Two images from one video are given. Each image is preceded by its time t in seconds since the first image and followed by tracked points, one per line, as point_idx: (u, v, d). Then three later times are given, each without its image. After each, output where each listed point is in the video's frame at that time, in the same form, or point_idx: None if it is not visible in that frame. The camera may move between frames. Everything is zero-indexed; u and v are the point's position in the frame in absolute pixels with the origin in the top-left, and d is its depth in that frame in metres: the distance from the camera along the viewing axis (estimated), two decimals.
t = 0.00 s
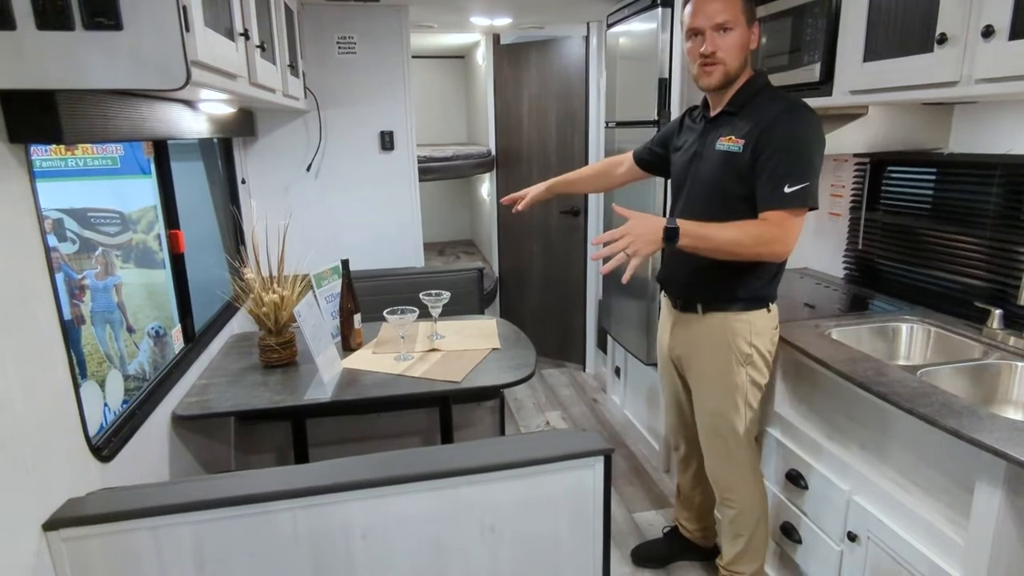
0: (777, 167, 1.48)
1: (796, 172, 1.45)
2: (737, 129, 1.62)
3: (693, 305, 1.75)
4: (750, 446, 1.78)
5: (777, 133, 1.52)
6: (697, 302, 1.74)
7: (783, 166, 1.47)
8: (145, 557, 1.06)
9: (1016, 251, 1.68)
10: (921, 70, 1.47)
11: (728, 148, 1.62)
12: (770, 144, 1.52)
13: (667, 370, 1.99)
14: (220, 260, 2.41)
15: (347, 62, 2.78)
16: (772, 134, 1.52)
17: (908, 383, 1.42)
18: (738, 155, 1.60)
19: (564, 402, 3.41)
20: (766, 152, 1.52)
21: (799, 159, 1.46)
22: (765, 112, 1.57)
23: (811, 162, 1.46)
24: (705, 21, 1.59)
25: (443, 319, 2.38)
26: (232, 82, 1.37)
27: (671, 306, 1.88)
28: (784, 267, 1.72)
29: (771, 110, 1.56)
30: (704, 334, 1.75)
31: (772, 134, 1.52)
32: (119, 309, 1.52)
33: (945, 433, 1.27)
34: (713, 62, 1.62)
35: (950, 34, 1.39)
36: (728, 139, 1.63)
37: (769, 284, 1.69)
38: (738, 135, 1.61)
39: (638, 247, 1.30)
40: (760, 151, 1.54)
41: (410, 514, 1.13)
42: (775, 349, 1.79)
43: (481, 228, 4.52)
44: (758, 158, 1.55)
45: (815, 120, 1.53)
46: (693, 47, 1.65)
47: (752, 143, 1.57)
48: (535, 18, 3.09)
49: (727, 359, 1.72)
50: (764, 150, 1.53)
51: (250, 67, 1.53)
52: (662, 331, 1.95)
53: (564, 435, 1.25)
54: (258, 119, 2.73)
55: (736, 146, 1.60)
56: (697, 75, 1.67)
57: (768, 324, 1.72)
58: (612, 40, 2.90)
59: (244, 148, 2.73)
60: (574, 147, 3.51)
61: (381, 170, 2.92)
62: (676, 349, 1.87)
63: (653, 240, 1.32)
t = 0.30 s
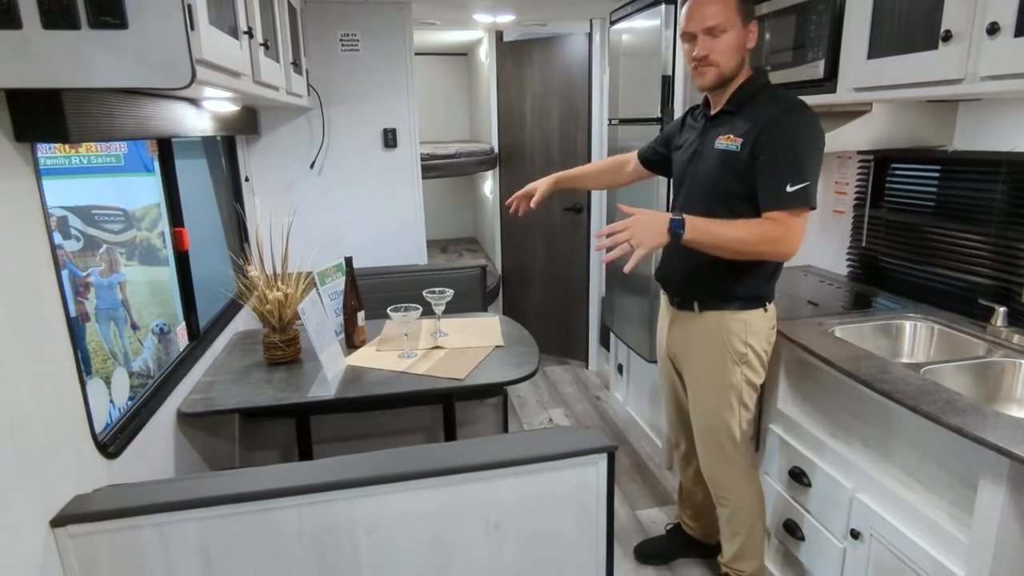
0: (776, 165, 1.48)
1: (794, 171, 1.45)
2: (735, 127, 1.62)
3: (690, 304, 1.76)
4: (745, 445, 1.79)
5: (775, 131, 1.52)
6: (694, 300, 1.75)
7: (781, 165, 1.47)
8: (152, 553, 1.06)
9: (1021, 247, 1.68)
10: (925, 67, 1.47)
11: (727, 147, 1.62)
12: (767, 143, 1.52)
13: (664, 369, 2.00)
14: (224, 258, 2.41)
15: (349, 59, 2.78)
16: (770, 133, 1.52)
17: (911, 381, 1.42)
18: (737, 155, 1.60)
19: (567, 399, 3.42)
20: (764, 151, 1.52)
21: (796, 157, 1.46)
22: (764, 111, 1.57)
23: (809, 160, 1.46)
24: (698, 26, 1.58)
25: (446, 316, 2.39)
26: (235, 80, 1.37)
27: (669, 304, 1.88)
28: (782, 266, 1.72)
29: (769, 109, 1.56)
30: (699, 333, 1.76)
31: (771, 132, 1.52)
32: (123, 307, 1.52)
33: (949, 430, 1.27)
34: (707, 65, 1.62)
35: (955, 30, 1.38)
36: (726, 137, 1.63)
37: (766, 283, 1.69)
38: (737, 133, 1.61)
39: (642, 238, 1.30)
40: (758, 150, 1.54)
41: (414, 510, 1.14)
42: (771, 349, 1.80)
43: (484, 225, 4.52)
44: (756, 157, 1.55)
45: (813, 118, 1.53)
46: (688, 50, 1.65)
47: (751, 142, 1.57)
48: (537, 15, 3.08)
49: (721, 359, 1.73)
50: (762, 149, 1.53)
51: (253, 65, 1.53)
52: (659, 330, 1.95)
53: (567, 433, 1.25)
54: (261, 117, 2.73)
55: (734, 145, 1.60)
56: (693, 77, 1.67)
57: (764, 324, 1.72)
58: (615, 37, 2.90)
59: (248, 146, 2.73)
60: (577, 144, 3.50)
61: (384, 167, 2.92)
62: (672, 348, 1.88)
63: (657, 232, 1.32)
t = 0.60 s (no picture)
0: (769, 174, 1.50)
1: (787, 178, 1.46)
2: (727, 130, 1.62)
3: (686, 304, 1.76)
4: (739, 444, 1.79)
5: (767, 138, 1.52)
6: (690, 300, 1.75)
7: (775, 171, 1.49)
8: (158, 550, 1.07)
9: None
10: (928, 66, 1.47)
11: (719, 151, 1.63)
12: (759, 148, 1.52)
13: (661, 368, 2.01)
14: (227, 256, 2.43)
15: (351, 58, 2.79)
16: (761, 138, 1.53)
17: (912, 380, 1.43)
18: (729, 159, 1.60)
19: (568, 397, 3.43)
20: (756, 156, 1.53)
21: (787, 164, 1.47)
22: (755, 115, 1.57)
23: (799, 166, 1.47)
24: (671, 50, 1.59)
25: (448, 314, 2.40)
26: (238, 79, 1.37)
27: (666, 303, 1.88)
28: (777, 266, 1.71)
29: (761, 113, 1.56)
30: (693, 332, 1.76)
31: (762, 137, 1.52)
32: (126, 304, 1.53)
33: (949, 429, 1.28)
34: (687, 84, 1.64)
35: (957, 29, 1.38)
36: (719, 141, 1.63)
37: (760, 283, 1.69)
38: (728, 137, 1.61)
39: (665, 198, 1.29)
40: (749, 156, 1.55)
41: (417, 508, 1.14)
42: (766, 350, 1.79)
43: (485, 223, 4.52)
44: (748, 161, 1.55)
45: (806, 122, 1.52)
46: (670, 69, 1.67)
47: (742, 146, 1.57)
48: (539, 12, 3.08)
49: (713, 359, 1.74)
50: (754, 154, 1.54)
51: (257, 64, 1.53)
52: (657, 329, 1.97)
53: (569, 431, 1.26)
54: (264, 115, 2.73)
55: (726, 149, 1.61)
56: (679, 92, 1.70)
57: (757, 325, 1.71)
58: (617, 35, 2.90)
59: (250, 144, 2.74)
60: (578, 142, 3.50)
61: (385, 166, 2.93)
62: (667, 346, 1.89)
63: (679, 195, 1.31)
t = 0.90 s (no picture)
0: (754, 173, 1.49)
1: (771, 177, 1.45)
2: (718, 130, 1.62)
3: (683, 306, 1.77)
4: (733, 445, 1.79)
5: (753, 138, 1.51)
6: (683, 300, 1.76)
7: (759, 171, 1.48)
8: (158, 549, 1.07)
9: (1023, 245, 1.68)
10: (927, 66, 1.47)
11: (709, 151, 1.63)
12: (745, 148, 1.52)
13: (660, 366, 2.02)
14: (227, 255, 2.43)
15: (351, 57, 2.79)
16: (748, 137, 1.52)
17: (910, 379, 1.43)
18: (718, 159, 1.60)
19: (568, 396, 3.43)
20: (741, 156, 1.52)
21: (773, 164, 1.47)
22: (745, 115, 1.56)
23: (786, 166, 1.46)
24: (659, 61, 1.60)
25: (448, 313, 2.40)
26: (238, 79, 1.37)
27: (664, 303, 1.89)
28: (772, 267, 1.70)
29: (750, 113, 1.56)
30: (689, 332, 1.77)
31: (749, 137, 1.52)
32: (126, 304, 1.53)
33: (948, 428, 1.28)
34: (680, 89, 1.66)
35: (956, 29, 1.39)
36: (710, 141, 1.63)
37: (755, 284, 1.68)
38: (719, 137, 1.61)
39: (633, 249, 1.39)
40: (737, 156, 1.54)
41: (416, 507, 1.15)
42: (762, 351, 1.79)
43: (485, 222, 4.52)
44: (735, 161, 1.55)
45: (794, 122, 1.51)
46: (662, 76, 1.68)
47: (730, 146, 1.57)
48: (539, 11, 3.08)
49: (707, 359, 1.74)
50: (741, 153, 1.53)
51: (256, 64, 1.53)
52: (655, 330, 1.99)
53: (568, 430, 1.26)
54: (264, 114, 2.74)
55: (716, 149, 1.61)
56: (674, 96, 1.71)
57: (752, 326, 1.71)
58: (617, 34, 2.90)
59: (250, 143, 2.74)
60: (578, 141, 3.50)
61: (385, 165, 2.93)
62: (665, 345, 1.90)
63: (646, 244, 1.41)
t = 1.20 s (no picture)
0: (744, 174, 1.49)
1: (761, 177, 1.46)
2: (710, 132, 1.62)
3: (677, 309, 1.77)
4: (729, 447, 1.79)
5: (743, 138, 1.51)
6: (678, 303, 1.76)
7: (749, 171, 1.48)
8: (154, 551, 1.07)
9: (1018, 246, 1.68)
10: (922, 67, 1.47)
11: (701, 152, 1.63)
12: (735, 148, 1.52)
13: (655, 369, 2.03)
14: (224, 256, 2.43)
15: (348, 57, 2.79)
16: (738, 138, 1.52)
17: (906, 380, 1.43)
18: (709, 160, 1.61)
19: (566, 397, 3.43)
20: (731, 156, 1.52)
21: (765, 163, 1.47)
22: (735, 115, 1.56)
23: (779, 164, 1.46)
24: (647, 61, 1.60)
25: (445, 314, 2.40)
26: (234, 80, 1.37)
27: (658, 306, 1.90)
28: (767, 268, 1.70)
29: (740, 114, 1.56)
30: (682, 334, 1.78)
31: (738, 137, 1.52)
32: (123, 304, 1.53)
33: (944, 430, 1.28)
34: (668, 89, 1.66)
35: (952, 31, 1.39)
36: (701, 143, 1.64)
37: (750, 285, 1.68)
38: (710, 139, 1.61)
39: (617, 289, 1.34)
40: (728, 156, 1.55)
41: (413, 508, 1.15)
42: (757, 353, 1.78)
43: (483, 222, 4.53)
44: (726, 162, 1.55)
45: (784, 120, 1.51)
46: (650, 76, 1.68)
47: (721, 147, 1.57)
48: (536, 12, 3.08)
49: (702, 362, 1.74)
50: (731, 154, 1.53)
51: (252, 65, 1.53)
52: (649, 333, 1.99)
53: (565, 431, 1.26)
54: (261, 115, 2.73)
55: (708, 151, 1.61)
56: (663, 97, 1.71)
57: (747, 329, 1.71)
58: (614, 35, 2.90)
59: (247, 144, 2.73)
60: (575, 141, 3.50)
61: (382, 166, 2.93)
62: (659, 347, 1.91)
63: (630, 278, 1.35)
